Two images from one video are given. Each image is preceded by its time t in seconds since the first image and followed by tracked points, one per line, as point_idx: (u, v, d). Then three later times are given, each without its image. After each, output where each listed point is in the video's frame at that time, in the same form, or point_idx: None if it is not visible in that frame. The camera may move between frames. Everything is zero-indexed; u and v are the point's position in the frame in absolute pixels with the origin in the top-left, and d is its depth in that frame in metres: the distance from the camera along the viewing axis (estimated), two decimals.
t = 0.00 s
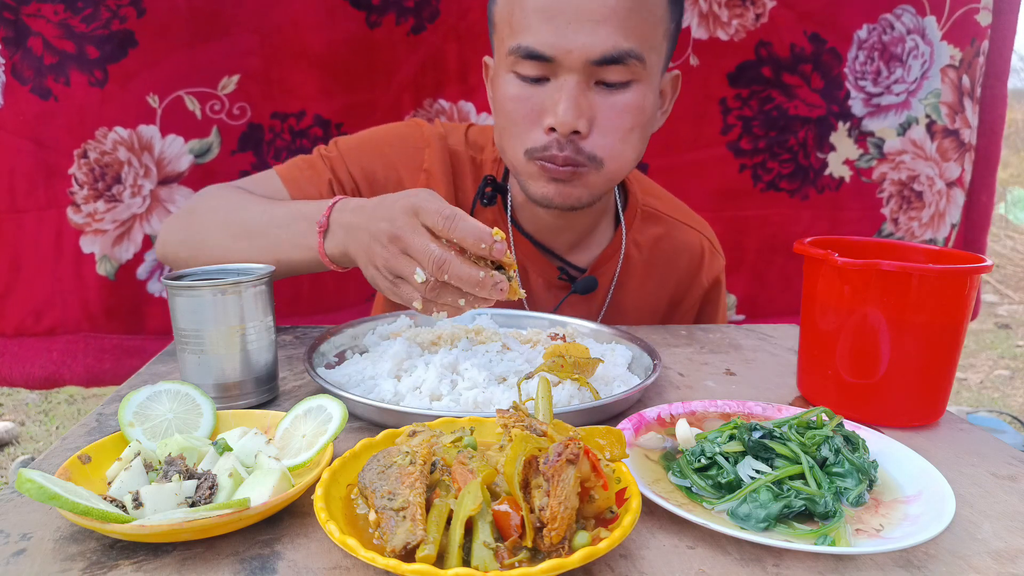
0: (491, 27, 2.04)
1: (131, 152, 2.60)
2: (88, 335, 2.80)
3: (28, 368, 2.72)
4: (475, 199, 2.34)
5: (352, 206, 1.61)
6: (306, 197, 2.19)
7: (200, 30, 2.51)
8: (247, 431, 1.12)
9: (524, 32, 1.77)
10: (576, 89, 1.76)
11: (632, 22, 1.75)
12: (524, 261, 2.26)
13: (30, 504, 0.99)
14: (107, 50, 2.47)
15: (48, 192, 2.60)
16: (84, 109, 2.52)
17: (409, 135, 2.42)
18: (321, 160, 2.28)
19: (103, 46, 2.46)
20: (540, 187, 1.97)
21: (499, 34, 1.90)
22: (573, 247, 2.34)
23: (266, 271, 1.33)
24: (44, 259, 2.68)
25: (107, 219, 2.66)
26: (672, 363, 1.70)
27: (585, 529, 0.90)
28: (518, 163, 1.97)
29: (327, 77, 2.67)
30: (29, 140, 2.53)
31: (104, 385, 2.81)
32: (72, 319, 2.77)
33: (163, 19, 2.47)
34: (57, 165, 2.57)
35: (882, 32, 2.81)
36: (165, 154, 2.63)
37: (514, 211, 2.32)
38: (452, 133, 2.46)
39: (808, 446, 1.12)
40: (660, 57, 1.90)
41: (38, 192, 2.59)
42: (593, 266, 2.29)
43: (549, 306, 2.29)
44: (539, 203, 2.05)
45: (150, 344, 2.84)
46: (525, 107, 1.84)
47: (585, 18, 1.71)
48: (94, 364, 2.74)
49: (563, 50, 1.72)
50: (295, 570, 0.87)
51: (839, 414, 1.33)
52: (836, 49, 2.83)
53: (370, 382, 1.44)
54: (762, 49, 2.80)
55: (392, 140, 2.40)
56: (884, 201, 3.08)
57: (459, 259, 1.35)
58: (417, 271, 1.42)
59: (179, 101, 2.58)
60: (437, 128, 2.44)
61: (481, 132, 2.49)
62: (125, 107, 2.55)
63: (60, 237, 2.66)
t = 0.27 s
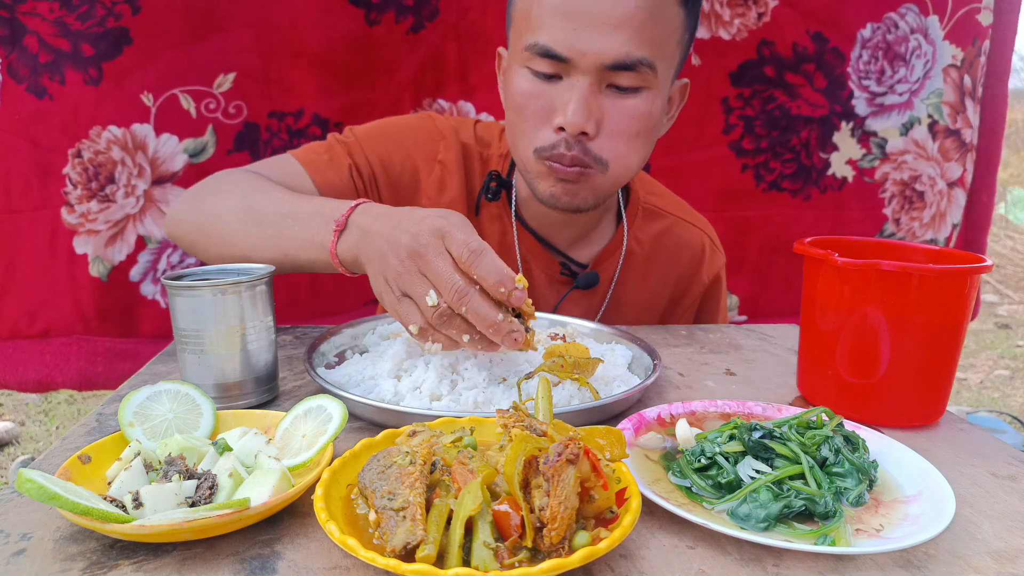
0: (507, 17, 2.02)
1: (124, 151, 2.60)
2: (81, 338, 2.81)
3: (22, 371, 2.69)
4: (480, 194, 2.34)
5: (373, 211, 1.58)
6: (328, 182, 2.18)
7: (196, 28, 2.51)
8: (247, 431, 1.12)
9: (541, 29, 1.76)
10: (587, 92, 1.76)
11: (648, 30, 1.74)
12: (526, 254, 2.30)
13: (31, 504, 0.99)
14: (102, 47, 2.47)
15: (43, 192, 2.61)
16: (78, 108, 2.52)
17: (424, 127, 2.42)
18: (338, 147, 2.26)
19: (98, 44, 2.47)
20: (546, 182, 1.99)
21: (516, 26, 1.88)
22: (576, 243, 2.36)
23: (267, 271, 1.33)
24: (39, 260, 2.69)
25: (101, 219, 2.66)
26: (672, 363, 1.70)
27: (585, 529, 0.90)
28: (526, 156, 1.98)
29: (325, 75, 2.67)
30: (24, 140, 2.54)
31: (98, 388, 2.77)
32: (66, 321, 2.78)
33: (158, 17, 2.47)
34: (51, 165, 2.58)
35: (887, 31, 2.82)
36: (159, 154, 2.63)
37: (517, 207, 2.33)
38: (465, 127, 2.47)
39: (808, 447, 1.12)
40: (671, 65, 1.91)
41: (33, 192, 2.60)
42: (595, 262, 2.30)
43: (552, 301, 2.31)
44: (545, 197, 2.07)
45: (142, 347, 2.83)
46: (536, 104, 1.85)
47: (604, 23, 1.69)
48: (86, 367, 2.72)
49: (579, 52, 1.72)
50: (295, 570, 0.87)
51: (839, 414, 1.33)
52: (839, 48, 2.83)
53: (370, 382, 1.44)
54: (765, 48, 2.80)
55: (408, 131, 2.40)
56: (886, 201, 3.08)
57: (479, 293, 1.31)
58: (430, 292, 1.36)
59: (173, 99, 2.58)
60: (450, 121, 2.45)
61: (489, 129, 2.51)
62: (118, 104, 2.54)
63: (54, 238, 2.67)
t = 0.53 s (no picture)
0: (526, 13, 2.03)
1: (120, 151, 2.60)
2: (76, 340, 2.79)
3: (15, 375, 2.67)
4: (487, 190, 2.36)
5: (383, 212, 1.55)
6: (341, 173, 2.18)
7: (194, 26, 2.51)
8: (247, 431, 1.12)
9: (563, 23, 1.78)
10: (603, 87, 1.78)
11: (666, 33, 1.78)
12: (533, 248, 2.32)
13: (31, 504, 0.99)
14: (98, 46, 2.47)
15: (37, 193, 2.60)
16: (73, 107, 2.52)
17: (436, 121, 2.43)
18: (351, 138, 2.27)
19: (94, 42, 2.46)
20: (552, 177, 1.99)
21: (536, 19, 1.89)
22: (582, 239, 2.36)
23: (266, 271, 1.33)
24: (34, 261, 2.68)
25: (96, 219, 2.66)
26: (672, 363, 1.70)
27: (585, 529, 0.90)
28: (534, 149, 1.98)
29: (324, 74, 2.67)
30: (18, 139, 2.53)
31: (92, 392, 2.77)
32: (60, 323, 2.76)
33: (155, 15, 2.47)
34: (46, 164, 2.57)
35: (891, 30, 2.81)
36: (155, 153, 2.63)
37: (525, 202, 2.34)
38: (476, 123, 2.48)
39: (808, 447, 1.12)
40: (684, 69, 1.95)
41: (27, 193, 2.59)
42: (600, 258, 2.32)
43: (558, 296, 2.34)
44: (546, 193, 2.06)
45: (137, 350, 2.83)
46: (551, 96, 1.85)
47: (626, 20, 1.72)
48: (81, 370, 2.70)
49: (599, 47, 1.74)
50: (295, 570, 0.87)
51: (839, 414, 1.33)
52: (843, 47, 2.84)
53: (370, 383, 1.44)
54: (767, 48, 2.80)
55: (419, 125, 2.40)
56: (891, 201, 3.08)
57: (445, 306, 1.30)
58: (388, 282, 1.33)
59: (171, 98, 2.58)
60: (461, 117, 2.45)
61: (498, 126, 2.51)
62: (114, 103, 2.54)
63: (48, 239, 2.66)
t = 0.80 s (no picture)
0: (535, 11, 2.04)
1: (119, 150, 2.60)
2: (73, 342, 2.78)
3: (12, 377, 2.67)
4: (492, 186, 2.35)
5: (380, 221, 1.53)
6: (349, 169, 2.19)
7: (193, 25, 2.51)
8: (247, 431, 1.12)
9: (571, 22, 1.78)
10: (611, 86, 1.79)
11: (672, 34, 1.78)
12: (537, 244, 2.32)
13: (31, 504, 0.99)
14: (96, 45, 2.47)
15: (33, 193, 2.60)
16: (71, 106, 2.52)
17: (441, 119, 2.43)
18: (357, 135, 2.28)
19: (91, 41, 2.46)
20: (559, 172, 2.01)
21: (545, 17, 1.90)
22: (586, 233, 2.37)
23: (266, 271, 1.34)
24: (30, 262, 2.67)
25: (94, 219, 2.66)
26: (672, 364, 1.70)
27: (585, 529, 0.90)
28: (542, 145, 2.00)
29: (324, 73, 2.67)
30: (15, 139, 2.53)
31: (89, 395, 2.78)
32: (57, 324, 2.75)
33: (154, 14, 2.47)
34: (43, 164, 2.57)
35: (896, 28, 2.81)
36: (154, 153, 2.63)
37: (530, 198, 2.34)
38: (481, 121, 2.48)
39: (808, 447, 1.12)
40: (689, 68, 1.95)
41: (23, 193, 2.59)
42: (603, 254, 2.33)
43: (561, 292, 2.35)
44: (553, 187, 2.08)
45: (136, 351, 2.83)
46: (560, 94, 1.86)
47: (633, 22, 1.72)
48: (78, 372, 2.72)
49: (607, 47, 1.74)
50: (295, 570, 0.87)
51: (839, 414, 1.33)
52: (847, 45, 2.84)
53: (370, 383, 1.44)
54: (770, 47, 2.80)
55: (425, 122, 2.40)
56: (898, 202, 3.08)
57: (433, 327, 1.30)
58: (375, 299, 1.32)
59: (170, 97, 2.58)
60: (466, 115, 2.45)
61: (502, 124, 2.51)
62: (113, 102, 2.54)
63: (45, 240, 2.65)
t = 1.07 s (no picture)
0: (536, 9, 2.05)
1: (120, 150, 2.60)
2: (74, 342, 2.78)
3: (12, 377, 2.67)
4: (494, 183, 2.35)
5: (381, 209, 1.55)
6: (353, 168, 2.19)
7: (194, 26, 2.51)
8: (247, 431, 1.12)
9: (572, 19, 1.79)
10: (611, 81, 1.80)
11: (671, 30, 1.79)
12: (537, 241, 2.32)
13: (31, 504, 0.99)
14: (97, 45, 2.47)
15: (33, 193, 2.59)
16: (72, 106, 2.52)
17: (441, 118, 2.43)
18: (359, 134, 2.28)
19: (92, 41, 2.46)
20: (559, 169, 2.01)
21: (546, 15, 1.91)
22: (586, 230, 2.38)
23: (266, 271, 1.33)
24: (29, 262, 2.67)
25: (95, 219, 2.66)
26: (672, 363, 1.70)
27: (585, 529, 0.90)
28: (541, 141, 2.00)
29: (324, 74, 2.67)
30: (15, 140, 2.52)
31: (90, 395, 2.78)
32: (58, 325, 2.75)
33: (155, 15, 2.47)
34: (43, 164, 2.57)
35: (902, 26, 2.81)
36: (156, 153, 2.63)
37: (531, 194, 2.35)
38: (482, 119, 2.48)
39: (808, 446, 1.12)
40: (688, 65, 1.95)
41: (23, 193, 2.58)
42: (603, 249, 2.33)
43: (561, 288, 2.34)
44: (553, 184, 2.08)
45: (137, 351, 2.83)
46: (560, 90, 1.87)
47: (633, 18, 1.73)
48: (79, 372, 2.72)
49: (607, 43, 1.75)
50: (295, 570, 0.87)
51: (839, 414, 1.33)
52: (852, 43, 2.83)
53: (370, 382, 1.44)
54: (773, 44, 2.79)
55: (426, 121, 2.40)
56: (906, 202, 3.08)
57: (430, 289, 1.30)
58: (375, 266, 1.33)
59: (172, 97, 2.58)
60: (467, 113, 2.46)
61: (503, 123, 2.52)
62: (114, 103, 2.54)
63: (45, 240, 2.65)
